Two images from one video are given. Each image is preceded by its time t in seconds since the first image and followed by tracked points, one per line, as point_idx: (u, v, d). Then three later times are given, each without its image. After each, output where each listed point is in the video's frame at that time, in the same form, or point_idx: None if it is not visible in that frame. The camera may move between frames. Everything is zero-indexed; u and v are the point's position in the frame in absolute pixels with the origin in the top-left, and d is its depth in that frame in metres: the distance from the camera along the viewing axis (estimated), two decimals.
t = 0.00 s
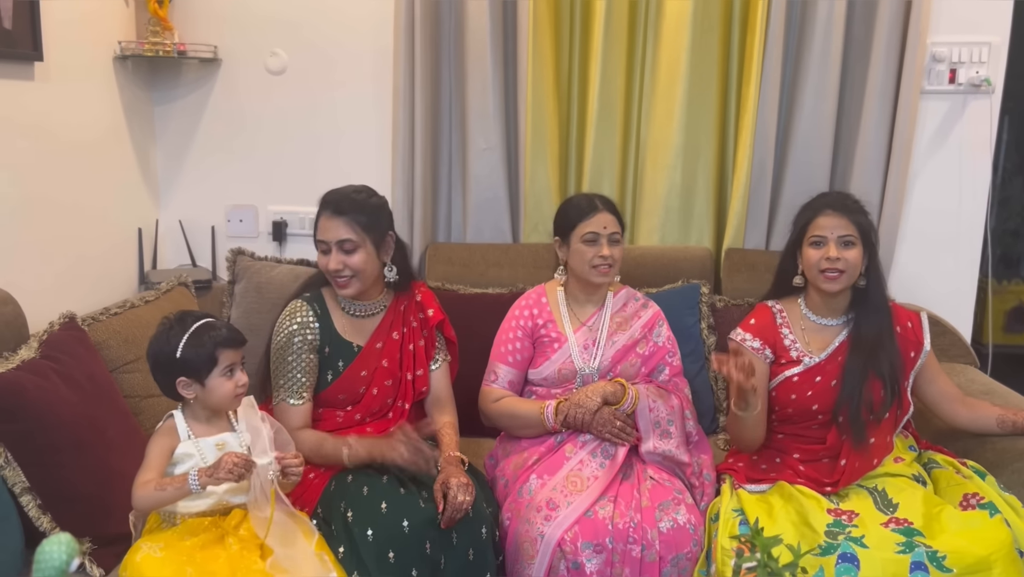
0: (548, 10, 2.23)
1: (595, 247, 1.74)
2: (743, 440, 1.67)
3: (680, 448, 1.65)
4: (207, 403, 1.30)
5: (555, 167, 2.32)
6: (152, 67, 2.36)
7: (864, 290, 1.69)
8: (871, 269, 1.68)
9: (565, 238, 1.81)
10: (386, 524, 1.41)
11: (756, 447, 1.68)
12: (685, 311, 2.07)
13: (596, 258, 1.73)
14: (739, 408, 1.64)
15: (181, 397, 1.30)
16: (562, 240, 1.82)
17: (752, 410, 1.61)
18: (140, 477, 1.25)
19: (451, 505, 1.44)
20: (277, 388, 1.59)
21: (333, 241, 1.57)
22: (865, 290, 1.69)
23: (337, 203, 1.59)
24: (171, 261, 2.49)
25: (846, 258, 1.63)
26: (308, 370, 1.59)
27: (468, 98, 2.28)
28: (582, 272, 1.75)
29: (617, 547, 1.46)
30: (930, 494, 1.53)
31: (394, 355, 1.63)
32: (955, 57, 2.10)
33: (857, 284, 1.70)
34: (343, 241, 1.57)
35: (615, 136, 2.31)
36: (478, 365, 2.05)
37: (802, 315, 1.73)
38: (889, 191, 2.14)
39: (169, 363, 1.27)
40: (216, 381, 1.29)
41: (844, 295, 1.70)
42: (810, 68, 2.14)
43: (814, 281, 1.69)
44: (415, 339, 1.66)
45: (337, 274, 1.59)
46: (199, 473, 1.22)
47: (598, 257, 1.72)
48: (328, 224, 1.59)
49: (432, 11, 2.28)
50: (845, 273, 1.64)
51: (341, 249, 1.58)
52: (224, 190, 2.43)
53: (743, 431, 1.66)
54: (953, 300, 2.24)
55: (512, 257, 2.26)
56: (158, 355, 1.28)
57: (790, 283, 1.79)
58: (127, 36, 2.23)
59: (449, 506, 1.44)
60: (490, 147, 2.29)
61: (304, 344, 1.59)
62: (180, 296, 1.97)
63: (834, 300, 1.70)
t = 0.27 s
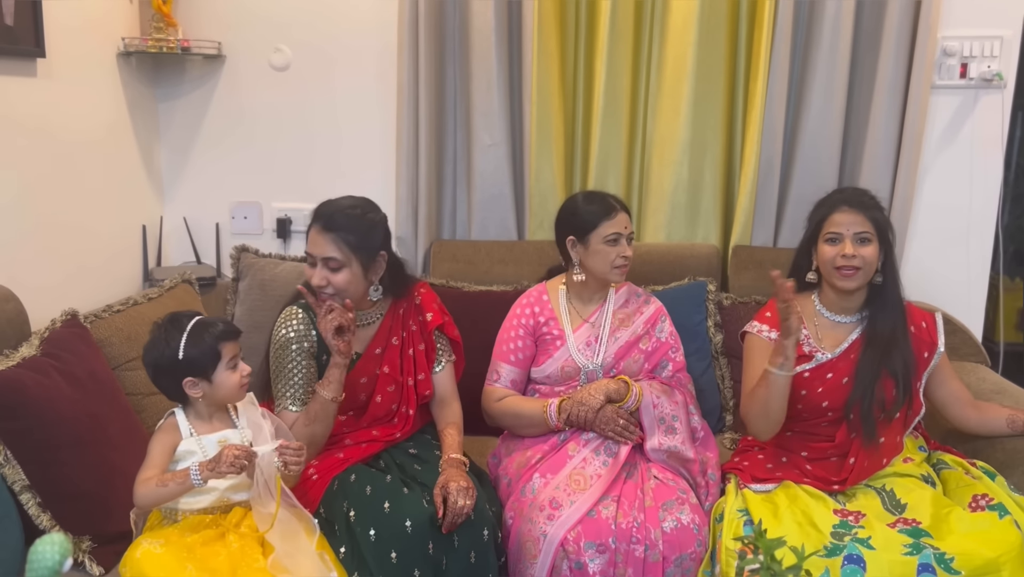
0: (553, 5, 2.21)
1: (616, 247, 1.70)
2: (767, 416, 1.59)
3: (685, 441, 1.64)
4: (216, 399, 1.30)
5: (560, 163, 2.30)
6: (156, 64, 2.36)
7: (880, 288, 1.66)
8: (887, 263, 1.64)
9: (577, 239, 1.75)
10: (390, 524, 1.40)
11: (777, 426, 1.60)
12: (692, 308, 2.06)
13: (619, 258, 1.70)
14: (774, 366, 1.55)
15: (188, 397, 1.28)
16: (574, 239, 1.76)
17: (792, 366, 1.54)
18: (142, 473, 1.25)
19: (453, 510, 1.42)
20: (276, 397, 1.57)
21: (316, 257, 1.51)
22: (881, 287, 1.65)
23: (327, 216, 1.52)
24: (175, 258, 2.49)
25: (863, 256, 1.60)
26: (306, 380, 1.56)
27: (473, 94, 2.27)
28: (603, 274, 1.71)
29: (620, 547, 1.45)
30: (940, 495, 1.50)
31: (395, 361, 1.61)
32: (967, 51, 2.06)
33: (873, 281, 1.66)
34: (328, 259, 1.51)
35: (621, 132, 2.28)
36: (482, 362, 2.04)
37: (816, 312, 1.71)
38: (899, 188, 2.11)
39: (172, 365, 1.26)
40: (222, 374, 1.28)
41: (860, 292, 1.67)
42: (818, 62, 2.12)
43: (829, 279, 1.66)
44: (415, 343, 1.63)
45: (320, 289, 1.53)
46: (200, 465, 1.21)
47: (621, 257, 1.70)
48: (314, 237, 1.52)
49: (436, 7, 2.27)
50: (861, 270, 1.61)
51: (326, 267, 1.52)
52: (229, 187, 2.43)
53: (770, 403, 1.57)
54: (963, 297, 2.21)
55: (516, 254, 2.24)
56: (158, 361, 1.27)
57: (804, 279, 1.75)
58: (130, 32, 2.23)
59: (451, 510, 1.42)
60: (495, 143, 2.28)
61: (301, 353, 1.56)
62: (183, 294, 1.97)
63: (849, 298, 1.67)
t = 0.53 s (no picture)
0: None
1: (617, 244, 1.68)
2: (780, 398, 1.54)
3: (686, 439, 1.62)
4: (204, 399, 1.29)
5: (562, 158, 2.27)
6: (155, 60, 2.34)
7: (891, 281, 1.62)
8: (896, 258, 1.62)
9: (576, 236, 1.72)
10: (381, 527, 1.39)
11: (791, 411, 1.55)
12: (694, 306, 2.03)
13: (619, 256, 1.68)
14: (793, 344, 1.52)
15: (175, 399, 1.27)
16: (574, 238, 1.73)
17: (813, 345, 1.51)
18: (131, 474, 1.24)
19: (444, 512, 1.41)
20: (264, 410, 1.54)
21: (290, 274, 1.47)
22: (891, 280, 1.62)
23: (298, 229, 1.47)
24: (175, 255, 2.48)
25: (872, 251, 1.56)
26: (294, 389, 1.54)
27: (474, 90, 2.25)
28: (604, 272, 1.69)
29: (618, 549, 1.43)
30: (944, 496, 1.48)
31: (384, 365, 1.60)
32: (975, 44, 2.02)
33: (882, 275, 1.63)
34: (301, 274, 1.46)
35: (623, 127, 2.26)
36: (482, 360, 2.02)
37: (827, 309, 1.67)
38: (905, 183, 2.07)
39: (156, 368, 1.25)
40: (207, 372, 1.27)
41: (871, 288, 1.63)
42: (824, 56, 2.08)
43: (840, 278, 1.61)
44: (403, 347, 1.62)
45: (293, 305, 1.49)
46: (188, 464, 1.20)
47: (623, 254, 1.67)
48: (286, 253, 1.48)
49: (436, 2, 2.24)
50: (872, 267, 1.56)
51: (300, 281, 1.47)
52: (229, 184, 2.42)
53: (787, 384, 1.53)
54: (971, 295, 2.18)
55: (517, 251, 2.22)
56: (143, 363, 1.26)
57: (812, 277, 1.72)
58: (128, 28, 2.22)
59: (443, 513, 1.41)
60: (496, 138, 2.25)
61: (287, 363, 1.54)
62: (181, 292, 1.96)
63: (859, 295, 1.63)
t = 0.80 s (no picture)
0: None
1: (616, 240, 1.65)
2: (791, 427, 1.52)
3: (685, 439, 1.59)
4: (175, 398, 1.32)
5: (563, 153, 2.25)
6: (155, 55, 2.34)
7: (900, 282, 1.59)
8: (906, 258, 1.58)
9: (575, 233, 1.70)
10: (367, 528, 1.37)
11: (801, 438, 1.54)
12: (697, 302, 2.00)
13: (620, 252, 1.65)
14: (810, 387, 1.47)
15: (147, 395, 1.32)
16: (573, 234, 1.71)
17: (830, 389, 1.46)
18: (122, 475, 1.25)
19: (432, 515, 1.39)
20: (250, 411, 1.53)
21: (273, 263, 1.46)
22: (902, 280, 1.59)
23: (278, 218, 1.47)
24: (176, 251, 2.48)
25: (888, 251, 1.53)
26: (279, 388, 1.53)
27: (474, 84, 2.22)
28: (604, 269, 1.67)
29: (614, 550, 1.41)
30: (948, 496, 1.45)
31: (371, 362, 1.60)
32: (985, 36, 1.98)
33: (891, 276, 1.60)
34: (283, 264, 1.46)
35: (625, 122, 2.23)
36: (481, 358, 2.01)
37: (837, 311, 1.63)
38: (913, 178, 2.03)
39: (129, 362, 1.30)
40: (174, 375, 1.29)
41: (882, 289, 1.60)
42: (829, 49, 2.05)
43: (852, 280, 1.58)
44: (390, 343, 1.61)
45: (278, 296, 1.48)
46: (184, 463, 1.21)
47: (623, 250, 1.65)
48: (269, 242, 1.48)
49: None
50: (888, 268, 1.53)
51: (284, 272, 1.46)
52: (229, 180, 2.41)
53: (799, 417, 1.50)
54: (981, 292, 2.14)
55: (518, 248, 2.20)
56: (122, 357, 1.31)
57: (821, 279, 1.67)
58: (128, 23, 2.21)
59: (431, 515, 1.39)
60: (496, 133, 2.23)
61: (270, 362, 1.54)
62: (179, 288, 1.95)
63: (872, 297, 1.60)
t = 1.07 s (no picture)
0: None
1: (628, 237, 1.64)
2: (802, 430, 1.50)
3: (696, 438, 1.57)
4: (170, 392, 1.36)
5: (577, 147, 2.23)
6: (171, 50, 2.36)
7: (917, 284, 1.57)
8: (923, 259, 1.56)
9: (587, 229, 1.68)
10: (371, 524, 1.39)
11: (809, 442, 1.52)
12: (711, 299, 1.98)
13: (631, 249, 1.64)
14: (816, 392, 1.45)
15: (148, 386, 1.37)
16: (584, 230, 1.69)
17: (836, 395, 1.44)
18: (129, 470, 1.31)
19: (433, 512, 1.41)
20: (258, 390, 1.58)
21: (315, 213, 1.55)
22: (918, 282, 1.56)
23: (313, 179, 1.59)
24: (192, 244, 2.50)
25: (904, 251, 1.50)
26: (287, 366, 1.58)
27: (488, 79, 2.21)
28: (615, 266, 1.66)
29: (620, 549, 1.41)
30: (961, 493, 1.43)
31: (373, 347, 1.61)
32: (1008, 29, 1.94)
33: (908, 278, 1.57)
34: (326, 213, 1.56)
35: (640, 117, 2.21)
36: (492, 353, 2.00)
37: (850, 312, 1.61)
38: (933, 174, 1.99)
39: (131, 351, 1.36)
40: (162, 373, 1.34)
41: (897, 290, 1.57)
42: (847, 43, 2.01)
43: (866, 279, 1.55)
44: (393, 329, 1.64)
45: (318, 247, 1.55)
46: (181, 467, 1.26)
47: (634, 248, 1.64)
48: (307, 197, 1.57)
49: None
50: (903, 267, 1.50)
51: (324, 223, 1.56)
52: (244, 174, 2.42)
53: (806, 422, 1.48)
54: (1005, 292, 2.09)
55: (531, 243, 2.18)
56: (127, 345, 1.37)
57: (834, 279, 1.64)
58: (144, 18, 2.23)
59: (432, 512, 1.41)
60: (510, 128, 2.22)
61: (277, 342, 1.59)
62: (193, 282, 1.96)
63: (886, 297, 1.57)
